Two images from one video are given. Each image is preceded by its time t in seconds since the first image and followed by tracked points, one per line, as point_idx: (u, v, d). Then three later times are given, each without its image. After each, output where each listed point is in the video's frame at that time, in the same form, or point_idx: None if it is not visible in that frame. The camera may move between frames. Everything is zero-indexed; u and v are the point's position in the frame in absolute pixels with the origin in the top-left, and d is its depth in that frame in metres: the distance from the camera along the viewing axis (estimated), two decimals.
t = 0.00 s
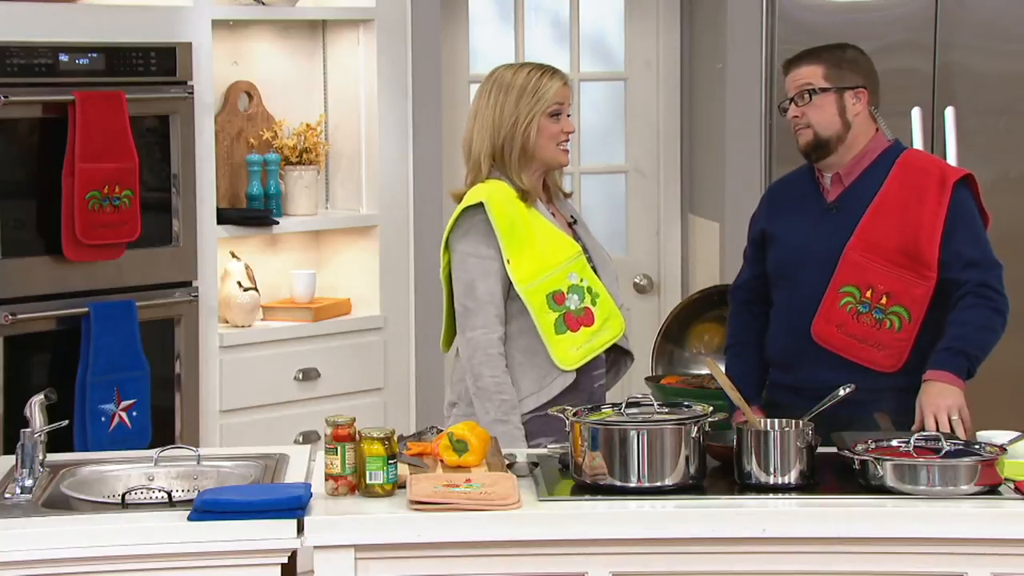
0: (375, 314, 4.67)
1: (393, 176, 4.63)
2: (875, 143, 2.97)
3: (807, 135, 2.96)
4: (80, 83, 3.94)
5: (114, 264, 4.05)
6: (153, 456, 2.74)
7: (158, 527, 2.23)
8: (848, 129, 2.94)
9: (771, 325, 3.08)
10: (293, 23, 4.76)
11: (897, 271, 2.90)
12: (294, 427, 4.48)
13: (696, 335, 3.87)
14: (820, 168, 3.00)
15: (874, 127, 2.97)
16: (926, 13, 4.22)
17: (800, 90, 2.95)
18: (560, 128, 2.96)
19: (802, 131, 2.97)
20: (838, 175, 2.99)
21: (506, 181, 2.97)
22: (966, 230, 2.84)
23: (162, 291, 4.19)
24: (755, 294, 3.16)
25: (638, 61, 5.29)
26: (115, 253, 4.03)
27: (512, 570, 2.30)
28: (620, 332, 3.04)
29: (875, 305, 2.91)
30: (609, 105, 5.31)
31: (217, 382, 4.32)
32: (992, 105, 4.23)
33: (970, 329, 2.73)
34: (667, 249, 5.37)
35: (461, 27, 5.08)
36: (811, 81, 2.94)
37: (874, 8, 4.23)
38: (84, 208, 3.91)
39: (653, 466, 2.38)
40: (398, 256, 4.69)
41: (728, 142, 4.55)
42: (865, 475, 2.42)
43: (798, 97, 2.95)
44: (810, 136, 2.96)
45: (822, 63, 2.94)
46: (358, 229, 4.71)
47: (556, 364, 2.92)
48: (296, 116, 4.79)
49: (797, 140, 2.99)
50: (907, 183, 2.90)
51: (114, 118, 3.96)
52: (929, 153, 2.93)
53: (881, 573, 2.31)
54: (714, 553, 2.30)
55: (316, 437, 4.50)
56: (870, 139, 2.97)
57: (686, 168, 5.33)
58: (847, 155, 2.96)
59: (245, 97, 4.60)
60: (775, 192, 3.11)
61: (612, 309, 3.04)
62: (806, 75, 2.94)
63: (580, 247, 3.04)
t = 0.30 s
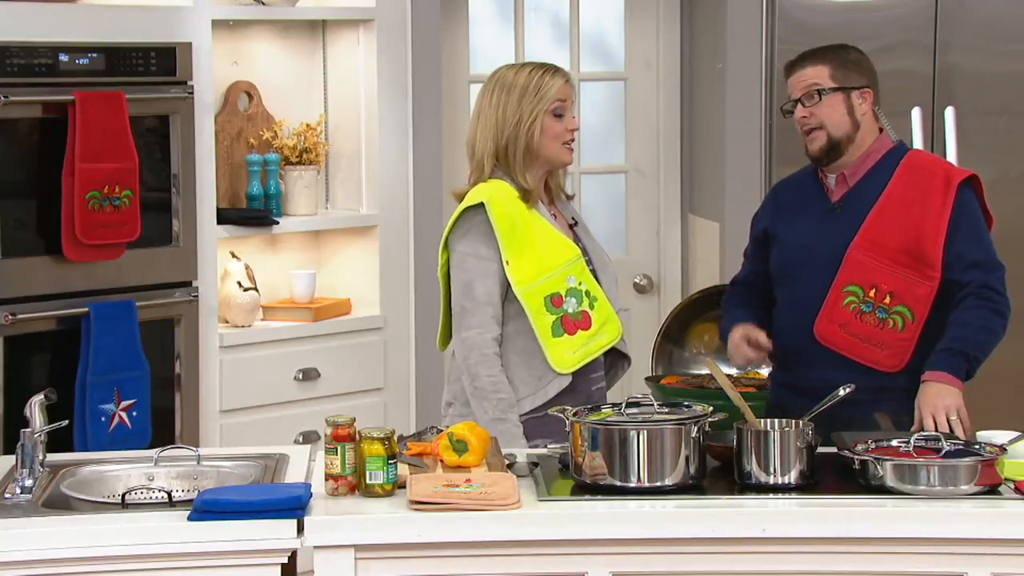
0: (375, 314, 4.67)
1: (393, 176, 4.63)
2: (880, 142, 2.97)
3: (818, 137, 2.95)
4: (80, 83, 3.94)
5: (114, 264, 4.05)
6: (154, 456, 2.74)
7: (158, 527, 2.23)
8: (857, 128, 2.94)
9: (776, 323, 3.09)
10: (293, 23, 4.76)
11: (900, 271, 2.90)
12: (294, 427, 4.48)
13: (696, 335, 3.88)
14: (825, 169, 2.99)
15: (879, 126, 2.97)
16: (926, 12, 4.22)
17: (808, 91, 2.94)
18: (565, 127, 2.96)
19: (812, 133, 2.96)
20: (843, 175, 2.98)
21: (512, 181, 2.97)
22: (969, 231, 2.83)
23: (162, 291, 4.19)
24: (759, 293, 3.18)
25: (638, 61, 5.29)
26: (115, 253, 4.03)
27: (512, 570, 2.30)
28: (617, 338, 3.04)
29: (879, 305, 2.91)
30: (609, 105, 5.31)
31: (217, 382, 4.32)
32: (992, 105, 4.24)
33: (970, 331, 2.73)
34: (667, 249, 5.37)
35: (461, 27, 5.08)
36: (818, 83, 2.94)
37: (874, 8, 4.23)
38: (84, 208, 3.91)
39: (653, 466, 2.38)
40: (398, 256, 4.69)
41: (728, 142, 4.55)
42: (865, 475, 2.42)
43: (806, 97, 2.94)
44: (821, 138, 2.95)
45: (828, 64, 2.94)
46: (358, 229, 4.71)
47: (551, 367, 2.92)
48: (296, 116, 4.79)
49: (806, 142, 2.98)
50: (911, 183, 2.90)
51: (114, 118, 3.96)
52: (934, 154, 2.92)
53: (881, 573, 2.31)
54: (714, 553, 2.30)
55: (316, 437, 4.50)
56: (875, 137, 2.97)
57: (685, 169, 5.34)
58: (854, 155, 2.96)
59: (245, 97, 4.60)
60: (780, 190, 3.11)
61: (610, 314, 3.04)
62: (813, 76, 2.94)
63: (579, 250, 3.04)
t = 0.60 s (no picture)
0: (375, 314, 4.67)
1: (393, 176, 4.63)
2: (882, 141, 2.97)
3: (831, 141, 2.92)
4: (80, 83, 3.94)
5: (114, 264, 4.05)
6: (154, 456, 2.74)
7: (158, 527, 2.23)
8: (866, 131, 2.93)
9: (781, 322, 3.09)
10: (293, 23, 4.76)
11: (904, 271, 2.90)
12: (294, 427, 4.48)
13: (696, 335, 3.87)
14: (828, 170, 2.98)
15: (880, 126, 2.98)
16: (926, 12, 4.22)
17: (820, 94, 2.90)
18: (566, 124, 2.97)
19: (823, 137, 2.93)
20: (847, 175, 2.97)
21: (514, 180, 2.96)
22: (972, 229, 2.85)
23: (162, 291, 4.19)
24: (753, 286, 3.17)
25: (638, 61, 5.29)
26: (115, 253, 4.03)
27: (512, 570, 2.30)
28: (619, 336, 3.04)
29: (883, 304, 2.91)
30: (609, 105, 5.31)
31: (217, 382, 4.32)
32: (992, 105, 4.24)
33: (969, 330, 2.74)
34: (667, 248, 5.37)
35: (461, 27, 5.07)
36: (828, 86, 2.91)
37: (874, 8, 4.23)
38: (84, 208, 3.91)
39: (653, 466, 2.38)
40: (398, 256, 4.69)
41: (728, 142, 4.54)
42: (865, 475, 2.42)
43: (819, 100, 2.90)
44: (834, 141, 2.92)
45: (835, 66, 2.92)
46: (358, 229, 4.71)
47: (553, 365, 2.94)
48: (296, 117, 4.79)
49: (817, 147, 2.94)
50: (916, 183, 2.90)
51: (114, 118, 3.96)
52: (937, 154, 2.93)
53: (881, 573, 2.31)
54: (714, 553, 2.30)
55: (316, 437, 4.50)
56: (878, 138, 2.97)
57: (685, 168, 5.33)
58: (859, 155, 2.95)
59: (245, 97, 4.60)
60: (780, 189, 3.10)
61: (611, 313, 3.04)
62: (823, 79, 2.91)
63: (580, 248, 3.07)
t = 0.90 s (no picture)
0: (375, 314, 4.67)
1: (393, 176, 4.63)
2: (888, 142, 2.96)
3: (837, 142, 2.89)
4: (80, 83, 3.94)
5: (114, 264, 4.05)
6: (154, 456, 2.74)
7: (158, 527, 2.23)
8: (872, 133, 2.91)
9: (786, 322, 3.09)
10: (293, 23, 4.76)
11: (912, 271, 2.89)
12: (294, 427, 4.48)
13: (696, 335, 3.88)
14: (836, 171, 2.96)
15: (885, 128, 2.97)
16: (926, 12, 4.22)
17: (828, 95, 2.88)
18: (574, 130, 2.97)
19: (830, 139, 2.90)
20: (854, 175, 2.97)
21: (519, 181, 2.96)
22: (978, 231, 2.85)
23: (162, 291, 4.19)
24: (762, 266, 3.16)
25: (638, 61, 5.29)
26: (115, 253, 4.03)
27: (512, 570, 2.30)
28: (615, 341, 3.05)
29: (890, 303, 2.90)
30: (609, 105, 5.31)
31: (217, 382, 4.32)
32: (993, 105, 4.24)
33: (971, 331, 2.74)
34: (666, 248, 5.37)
35: (461, 27, 5.07)
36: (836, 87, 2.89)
37: (874, 8, 4.23)
38: (84, 208, 3.91)
39: (653, 466, 2.38)
40: (398, 256, 4.69)
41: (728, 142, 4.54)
42: (865, 475, 2.42)
43: (827, 101, 2.87)
44: (841, 143, 2.89)
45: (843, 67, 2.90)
46: (358, 229, 4.71)
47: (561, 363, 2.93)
48: (296, 116, 4.79)
49: (823, 148, 2.91)
50: (925, 183, 2.90)
51: (114, 118, 3.96)
52: (946, 155, 2.93)
53: (881, 573, 2.31)
54: (714, 553, 2.30)
55: (316, 437, 4.50)
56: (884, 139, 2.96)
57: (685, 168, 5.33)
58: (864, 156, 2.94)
59: (245, 97, 4.60)
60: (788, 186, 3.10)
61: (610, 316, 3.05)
62: (832, 81, 2.89)
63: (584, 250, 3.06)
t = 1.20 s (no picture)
0: (375, 314, 4.67)
1: (393, 176, 4.63)
2: (892, 142, 2.96)
3: (842, 146, 2.90)
4: (80, 83, 3.94)
5: (114, 264, 4.05)
6: (154, 456, 2.74)
7: (158, 527, 2.23)
8: (876, 136, 2.92)
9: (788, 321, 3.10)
10: (293, 23, 4.76)
11: (916, 271, 2.90)
12: (294, 428, 4.48)
13: (696, 335, 3.88)
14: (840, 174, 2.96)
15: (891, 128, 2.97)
16: (926, 12, 4.22)
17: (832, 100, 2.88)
18: (579, 134, 2.98)
19: (835, 143, 2.90)
20: (858, 176, 2.97)
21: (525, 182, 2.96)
22: (982, 231, 2.85)
23: (162, 291, 4.19)
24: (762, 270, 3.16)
25: (638, 61, 5.29)
26: (115, 253, 4.03)
27: (511, 570, 2.30)
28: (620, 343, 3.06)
29: (894, 304, 2.90)
30: (609, 105, 5.31)
31: (217, 382, 4.32)
32: (993, 105, 4.24)
33: (974, 331, 2.74)
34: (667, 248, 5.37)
35: (461, 27, 5.07)
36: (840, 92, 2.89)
37: (874, 8, 4.23)
38: (84, 208, 3.91)
39: (653, 466, 2.38)
40: (398, 256, 4.69)
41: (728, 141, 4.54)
42: (865, 475, 2.42)
43: (832, 106, 2.88)
44: (845, 147, 2.89)
45: (847, 72, 2.89)
46: (358, 229, 4.71)
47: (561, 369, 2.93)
48: (296, 116, 4.79)
49: (828, 152, 2.91)
50: (930, 184, 2.91)
51: (114, 118, 3.96)
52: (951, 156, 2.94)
53: (881, 573, 2.31)
54: (713, 553, 2.30)
55: (316, 437, 4.50)
56: (889, 139, 2.96)
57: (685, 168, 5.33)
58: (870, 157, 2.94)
59: (245, 97, 4.60)
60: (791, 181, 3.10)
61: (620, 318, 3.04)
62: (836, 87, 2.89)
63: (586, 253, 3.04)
